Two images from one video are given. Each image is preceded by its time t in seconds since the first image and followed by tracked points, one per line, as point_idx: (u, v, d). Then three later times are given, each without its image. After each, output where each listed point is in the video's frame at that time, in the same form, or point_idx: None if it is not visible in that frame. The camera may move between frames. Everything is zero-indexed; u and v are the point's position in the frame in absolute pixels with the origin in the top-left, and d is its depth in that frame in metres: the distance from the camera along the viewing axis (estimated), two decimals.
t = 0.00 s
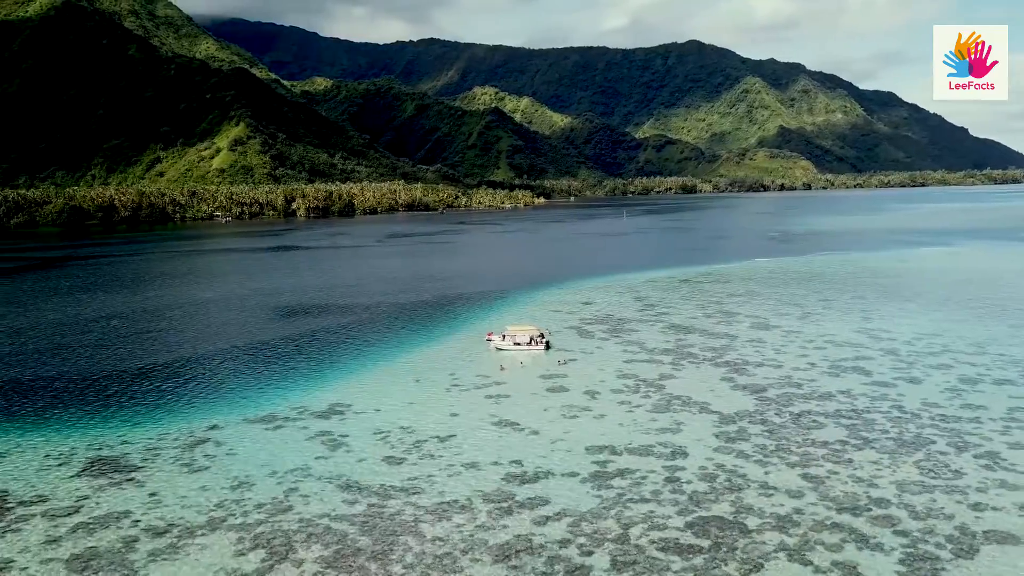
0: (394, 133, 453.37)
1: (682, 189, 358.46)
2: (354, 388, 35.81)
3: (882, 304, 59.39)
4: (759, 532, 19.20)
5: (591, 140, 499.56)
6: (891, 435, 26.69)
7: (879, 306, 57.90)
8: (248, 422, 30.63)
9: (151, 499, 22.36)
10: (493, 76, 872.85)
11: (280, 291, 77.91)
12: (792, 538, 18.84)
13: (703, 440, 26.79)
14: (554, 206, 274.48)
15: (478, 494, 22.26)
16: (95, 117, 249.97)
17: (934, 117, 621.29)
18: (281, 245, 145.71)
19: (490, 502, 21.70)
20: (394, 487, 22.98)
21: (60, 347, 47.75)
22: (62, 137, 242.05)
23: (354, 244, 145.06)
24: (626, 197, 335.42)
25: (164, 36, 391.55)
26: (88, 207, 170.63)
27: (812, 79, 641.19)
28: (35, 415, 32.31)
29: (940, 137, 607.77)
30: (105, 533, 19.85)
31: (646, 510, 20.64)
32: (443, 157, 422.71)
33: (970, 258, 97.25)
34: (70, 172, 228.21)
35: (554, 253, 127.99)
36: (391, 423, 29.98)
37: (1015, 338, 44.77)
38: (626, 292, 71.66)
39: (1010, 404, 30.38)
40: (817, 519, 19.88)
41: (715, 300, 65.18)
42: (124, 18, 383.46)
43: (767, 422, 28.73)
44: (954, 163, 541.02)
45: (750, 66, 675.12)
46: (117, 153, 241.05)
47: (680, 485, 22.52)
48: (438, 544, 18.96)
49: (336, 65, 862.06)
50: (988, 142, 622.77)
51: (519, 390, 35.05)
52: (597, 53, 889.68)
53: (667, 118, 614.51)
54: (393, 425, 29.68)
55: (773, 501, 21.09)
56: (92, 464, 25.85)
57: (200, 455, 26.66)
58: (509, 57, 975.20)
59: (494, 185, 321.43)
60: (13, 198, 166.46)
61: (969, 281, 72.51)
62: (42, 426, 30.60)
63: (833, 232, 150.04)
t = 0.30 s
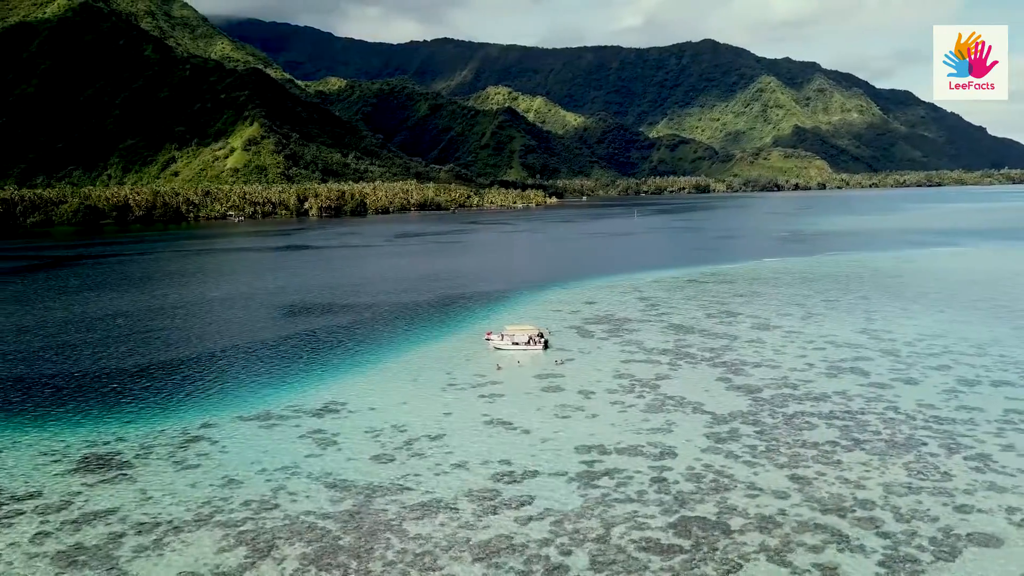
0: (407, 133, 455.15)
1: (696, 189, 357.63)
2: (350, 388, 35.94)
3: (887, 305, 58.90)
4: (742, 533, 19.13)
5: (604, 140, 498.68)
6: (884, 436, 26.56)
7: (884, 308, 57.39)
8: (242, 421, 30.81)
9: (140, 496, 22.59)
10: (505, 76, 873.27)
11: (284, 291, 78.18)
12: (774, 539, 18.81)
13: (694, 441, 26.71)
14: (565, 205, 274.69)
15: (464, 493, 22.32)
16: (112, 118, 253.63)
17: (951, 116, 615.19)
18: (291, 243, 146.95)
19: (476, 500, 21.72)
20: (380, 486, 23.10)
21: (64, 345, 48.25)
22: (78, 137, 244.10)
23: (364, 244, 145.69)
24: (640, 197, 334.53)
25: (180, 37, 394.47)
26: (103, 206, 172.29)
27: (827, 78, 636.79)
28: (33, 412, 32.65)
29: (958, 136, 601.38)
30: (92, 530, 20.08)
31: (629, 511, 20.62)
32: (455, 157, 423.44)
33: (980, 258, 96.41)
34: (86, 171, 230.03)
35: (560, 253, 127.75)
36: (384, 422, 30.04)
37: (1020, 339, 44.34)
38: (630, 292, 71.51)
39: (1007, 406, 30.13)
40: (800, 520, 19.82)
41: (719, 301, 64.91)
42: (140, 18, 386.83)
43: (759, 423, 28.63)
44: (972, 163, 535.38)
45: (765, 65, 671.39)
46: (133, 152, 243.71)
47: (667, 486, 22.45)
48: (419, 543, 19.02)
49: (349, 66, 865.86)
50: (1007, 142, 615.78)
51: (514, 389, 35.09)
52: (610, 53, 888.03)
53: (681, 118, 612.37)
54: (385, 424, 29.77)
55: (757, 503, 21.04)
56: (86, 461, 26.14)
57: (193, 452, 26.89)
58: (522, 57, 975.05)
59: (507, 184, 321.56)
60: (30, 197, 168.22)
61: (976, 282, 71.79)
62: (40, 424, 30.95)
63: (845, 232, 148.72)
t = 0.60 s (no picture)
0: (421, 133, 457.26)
1: (710, 189, 356.01)
2: (348, 386, 36.15)
3: (892, 305, 58.39)
4: (723, 533, 19.10)
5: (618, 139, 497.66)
6: (875, 438, 26.45)
7: (889, 308, 56.87)
8: (239, 419, 31.08)
9: (131, 493, 22.87)
10: (518, 76, 873.26)
11: (290, 290, 78.43)
12: (755, 539, 18.79)
13: (684, 441, 26.67)
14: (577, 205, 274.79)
15: (450, 492, 22.39)
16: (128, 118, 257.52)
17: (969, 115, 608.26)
18: (304, 242, 148.13)
19: (461, 499, 21.78)
20: (368, 484, 23.24)
21: (70, 343, 48.90)
22: (95, 137, 247.93)
23: (374, 243, 145.97)
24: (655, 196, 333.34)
25: (196, 37, 397.77)
26: (119, 206, 174.45)
27: (843, 77, 631.78)
28: (34, 409, 33.17)
29: (977, 136, 594.47)
30: (81, 525, 20.37)
31: (613, 510, 20.66)
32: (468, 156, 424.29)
33: (993, 258, 95.59)
34: (103, 171, 233.56)
35: (569, 253, 127.13)
36: (378, 421, 30.19)
37: None
38: (634, 292, 71.44)
39: (1002, 407, 29.88)
40: (783, 521, 19.76)
41: (723, 301, 64.61)
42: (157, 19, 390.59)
43: (751, 424, 28.55)
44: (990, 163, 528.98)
45: (780, 64, 667.06)
46: (149, 152, 246.97)
47: (653, 486, 22.44)
48: (401, 540, 19.15)
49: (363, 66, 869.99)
50: None
51: (509, 388, 35.19)
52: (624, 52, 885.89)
53: (695, 118, 609.66)
54: (379, 423, 29.94)
55: (741, 503, 20.99)
56: (82, 457, 26.51)
57: (187, 449, 27.24)
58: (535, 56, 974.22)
59: (521, 184, 321.42)
60: (47, 197, 170.83)
61: (984, 283, 71.02)
62: (40, 420, 31.45)
63: (858, 232, 147.43)
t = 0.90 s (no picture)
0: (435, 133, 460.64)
1: (723, 188, 354.24)
2: (344, 384, 36.37)
3: (898, 306, 57.84)
4: (705, 534, 19.03)
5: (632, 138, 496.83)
6: (866, 439, 26.32)
7: (893, 309, 56.34)
8: (234, 416, 31.34)
9: (120, 490, 23.10)
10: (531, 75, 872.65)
11: (296, 289, 78.78)
12: (735, 539, 18.76)
13: (674, 441, 26.62)
14: (590, 204, 274.62)
15: (435, 491, 22.50)
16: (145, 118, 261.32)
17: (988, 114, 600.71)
18: (318, 241, 149.16)
19: (446, 498, 21.90)
20: (355, 482, 23.41)
21: (76, 341, 49.55)
22: (112, 137, 251.67)
23: (385, 243, 146.22)
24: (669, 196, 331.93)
25: (213, 38, 400.68)
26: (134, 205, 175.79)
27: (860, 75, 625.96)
28: (35, 405, 33.63)
29: (995, 135, 587.18)
30: (69, 521, 20.60)
31: (596, 510, 20.68)
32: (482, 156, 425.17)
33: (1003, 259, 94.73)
34: (120, 171, 236.63)
35: (578, 253, 126.34)
36: (371, 419, 30.34)
37: None
38: (638, 291, 71.27)
39: (998, 409, 29.59)
40: (766, 521, 19.68)
41: (727, 300, 64.33)
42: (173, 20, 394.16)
43: (743, 424, 28.43)
44: (1010, 163, 522.24)
45: (795, 63, 662.11)
46: (166, 152, 250.16)
47: (639, 486, 22.41)
48: (383, 538, 19.26)
49: (377, 66, 873.75)
50: None
51: (504, 388, 35.23)
52: (637, 52, 883.05)
53: (710, 117, 607.08)
54: (372, 421, 30.10)
55: (727, 504, 20.93)
56: (77, 453, 26.88)
57: (181, 446, 27.49)
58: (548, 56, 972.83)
59: (534, 184, 321.00)
60: (63, 196, 172.37)
61: (994, 283, 70.20)
62: (40, 416, 31.94)
63: (869, 232, 146.18)
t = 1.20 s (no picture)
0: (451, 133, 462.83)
1: (740, 188, 351.85)
2: (341, 382, 36.59)
3: (902, 306, 57.32)
4: (682, 534, 19.04)
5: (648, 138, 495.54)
6: (856, 440, 26.15)
7: (897, 309, 55.83)
8: (228, 414, 31.63)
9: (110, 485, 23.46)
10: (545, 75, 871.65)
11: (302, 288, 79.23)
12: (712, 538, 18.75)
13: (663, 441, 26.56)
14: (605, 204, 273.73)
15: (420, 489, 22.61)
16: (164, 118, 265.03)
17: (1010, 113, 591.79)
18: (331, 241, 149.55)
19: (429, 496, 22.02)
20: (340, 480, 23.56)
21: (81, 339, 50.23)
22: (130, 137, 255.52)
23: (397, 243, 146.49)
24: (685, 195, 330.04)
25: (232, 39, 404.25)
26: (150, 204, 177.42)
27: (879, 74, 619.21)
28: (36, 402, 34.15)
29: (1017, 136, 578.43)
30: (57, 516, 20.94)
31: (576, 509, 20.69)
32: (497, 155, 426.09)
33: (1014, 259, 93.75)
34: (138, 170, 240.40)
35: (586, 253, 125.79)
36: (362, 418, 30.50)
37: None
38: (642, 291, 71.14)
39: (994, 411, 29.27)
40: (744, 522, 19.66)
41: (732, 300, 64.03)
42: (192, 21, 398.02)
43: (733, 424, 28.34)
44: None
45: (813, 62, 656.36)
46: (183, 151, 253.02)
47: (622, 485, 22.43)
48: (363, 535, 19.40)
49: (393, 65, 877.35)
50: None
51: (499, 387, 35.28)
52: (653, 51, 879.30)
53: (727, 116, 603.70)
54: (364, 419, 30.26)
55: (709, 504, 20.88)
56: (72, 449, 27.30)
57: (173, 443, 27.81)
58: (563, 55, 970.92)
59: (549, 184, 320.44)
60: (81, 196, 174.55)
61: (1002, 284, 69.47)
62: (39, 412, 32.44)
63: (881, 232, 144.86)
